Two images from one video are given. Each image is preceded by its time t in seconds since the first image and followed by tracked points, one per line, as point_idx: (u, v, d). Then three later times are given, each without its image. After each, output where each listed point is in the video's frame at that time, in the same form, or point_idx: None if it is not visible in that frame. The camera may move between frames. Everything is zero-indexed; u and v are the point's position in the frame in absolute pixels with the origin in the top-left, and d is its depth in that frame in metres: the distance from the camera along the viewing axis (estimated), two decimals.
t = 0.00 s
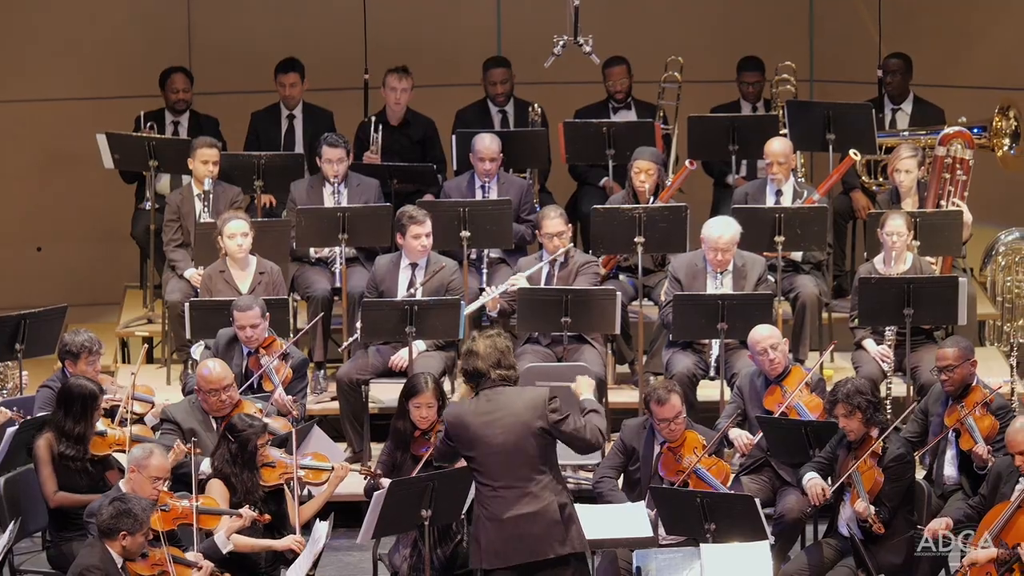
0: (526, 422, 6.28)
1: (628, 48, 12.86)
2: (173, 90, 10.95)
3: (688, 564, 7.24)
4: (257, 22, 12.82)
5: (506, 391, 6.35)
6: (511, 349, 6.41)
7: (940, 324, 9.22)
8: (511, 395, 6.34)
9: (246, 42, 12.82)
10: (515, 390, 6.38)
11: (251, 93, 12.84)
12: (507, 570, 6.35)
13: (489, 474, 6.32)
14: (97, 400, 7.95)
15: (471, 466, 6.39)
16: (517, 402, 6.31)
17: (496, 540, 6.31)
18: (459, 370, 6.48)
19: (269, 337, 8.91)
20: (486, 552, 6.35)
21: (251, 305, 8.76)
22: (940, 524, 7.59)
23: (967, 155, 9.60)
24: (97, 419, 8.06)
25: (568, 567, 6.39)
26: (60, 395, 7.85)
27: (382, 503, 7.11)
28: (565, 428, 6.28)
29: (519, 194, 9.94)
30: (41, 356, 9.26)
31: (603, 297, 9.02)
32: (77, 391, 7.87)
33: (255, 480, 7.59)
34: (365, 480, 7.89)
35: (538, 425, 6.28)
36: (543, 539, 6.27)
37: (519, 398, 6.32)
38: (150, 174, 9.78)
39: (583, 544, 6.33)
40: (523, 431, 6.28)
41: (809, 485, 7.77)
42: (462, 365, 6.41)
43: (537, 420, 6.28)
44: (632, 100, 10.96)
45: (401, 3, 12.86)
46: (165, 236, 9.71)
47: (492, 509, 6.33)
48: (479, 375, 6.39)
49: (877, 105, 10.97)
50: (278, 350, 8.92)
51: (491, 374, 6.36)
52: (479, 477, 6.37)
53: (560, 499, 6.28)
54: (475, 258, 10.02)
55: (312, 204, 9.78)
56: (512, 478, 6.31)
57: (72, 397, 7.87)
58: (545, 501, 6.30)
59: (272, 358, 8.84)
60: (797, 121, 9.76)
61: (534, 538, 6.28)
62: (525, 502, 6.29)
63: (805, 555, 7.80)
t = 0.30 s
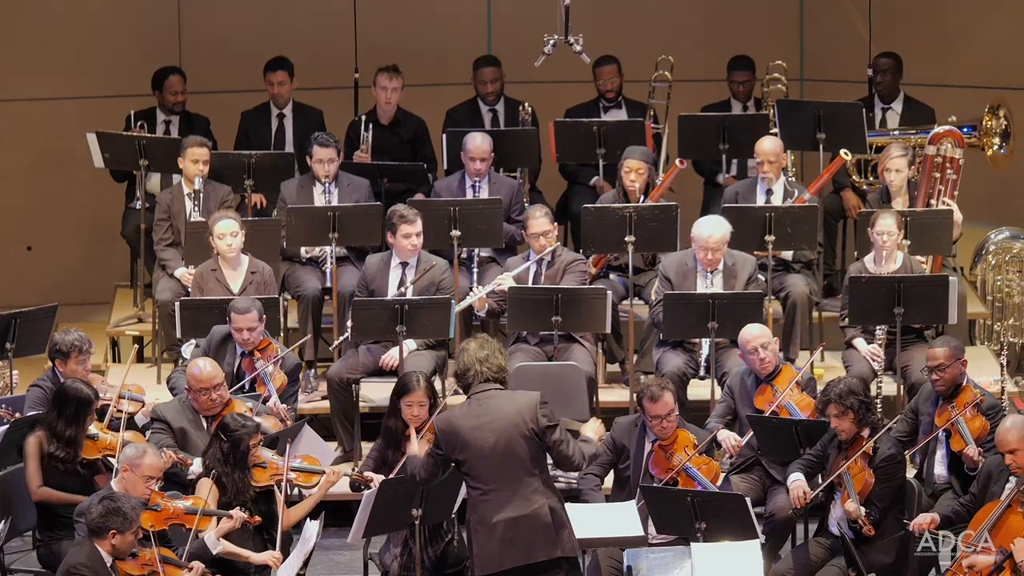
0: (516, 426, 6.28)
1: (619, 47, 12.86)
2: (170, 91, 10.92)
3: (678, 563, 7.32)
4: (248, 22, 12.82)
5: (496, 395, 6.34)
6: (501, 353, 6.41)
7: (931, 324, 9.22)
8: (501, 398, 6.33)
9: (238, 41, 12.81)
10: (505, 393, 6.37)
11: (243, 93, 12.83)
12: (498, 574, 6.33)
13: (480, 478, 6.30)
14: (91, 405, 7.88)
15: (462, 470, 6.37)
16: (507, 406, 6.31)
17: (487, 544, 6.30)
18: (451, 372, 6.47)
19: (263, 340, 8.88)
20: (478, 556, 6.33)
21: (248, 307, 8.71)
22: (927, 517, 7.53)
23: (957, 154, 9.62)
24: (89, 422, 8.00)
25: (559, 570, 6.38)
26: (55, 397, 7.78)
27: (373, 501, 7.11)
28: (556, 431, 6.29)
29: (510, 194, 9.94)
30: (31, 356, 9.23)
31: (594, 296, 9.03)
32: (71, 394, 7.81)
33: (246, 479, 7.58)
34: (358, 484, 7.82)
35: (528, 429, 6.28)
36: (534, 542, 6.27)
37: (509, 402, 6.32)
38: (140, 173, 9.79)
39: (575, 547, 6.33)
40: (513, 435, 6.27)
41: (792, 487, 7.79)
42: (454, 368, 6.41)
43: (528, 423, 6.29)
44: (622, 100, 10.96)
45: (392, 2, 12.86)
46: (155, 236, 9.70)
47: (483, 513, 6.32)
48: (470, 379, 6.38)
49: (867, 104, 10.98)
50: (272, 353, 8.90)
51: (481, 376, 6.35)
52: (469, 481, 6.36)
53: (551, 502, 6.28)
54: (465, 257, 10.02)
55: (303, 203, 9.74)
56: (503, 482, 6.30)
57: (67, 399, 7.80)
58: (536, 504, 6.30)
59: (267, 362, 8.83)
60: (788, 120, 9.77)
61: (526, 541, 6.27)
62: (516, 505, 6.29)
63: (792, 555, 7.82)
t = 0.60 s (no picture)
0: (507, 424, 6.30)
1: (611, 47, 12.86)
2: (160, 91, 10.93)
3: (668, 562, 7.33)
4: (239, 22, 12.80)
5: (488, 394, 6.38)
6: (497, 355, 6.47)
7: (921, 323, 9.23)
8: (493, 397, 6.37)
9: (230, 41, 12.81)
10: (499, 393, 6.41)
11: (235, 92, 12.82)
12: (485, 572, 6.33)
13: (470, 475, 6.32)
14: (83, 409, 7.88)
15: (453, 468, 6.40)
16: (499, 404, 6.34)
17: (476, 541, 6.30)
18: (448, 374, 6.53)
19: (254, 338, 8.86)
20: (467, 554, 6.34)
21: (238, 305, 8.70)
22: (922, 529, 7.71)
23: (947, 153, 9.62)
24: (81, 425, 7.99)
25: (548, 569, 6.38)
26: (47, 400, 7.79)
27: (363, 500, 7.11)
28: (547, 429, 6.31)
29: (500, 193, 9.94)
30: (19, 355, 9.20)
31: (584, 295, 9.03)
32: (64, 398, 7.81)
33: (235, 479, 7.60)
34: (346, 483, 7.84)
35: (519, 426, 6.30)
36: (522, 540, 6.26)
37: (501, 400, 6.35)
38: (130, 172, 9.78)
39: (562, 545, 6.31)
40: (504, 433, 6.29)
41: (775, 477, 7.79)
42: (451, 369, 6.48)
43: (518, 421, 6.31)
44: (612, 98, 10.96)
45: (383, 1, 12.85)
46: (145, 235, 9.72)
47: (472, 510, 6.33)
48: (465, 378, 6.43)
49: (857, 103, 10.98)
50: (263, 352, 8.88)
51: (476, 376, 6.41)
52: (459, 479, 6.37)
53: (539, 500, 6.28)
54: (455, 256, 10.01)
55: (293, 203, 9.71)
56: (493, 479, 6.31)
57: (59, 404, 7.80)
58: (524, 502, 6.30)
59: (257, 360, 8.83)
60: (778, 120, 9.77)
61: (514, 539, 6.27)
62: (505, 503, 6.29)
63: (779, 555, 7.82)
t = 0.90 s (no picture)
0: (500, 422, 6.28)
1: (601, 46, 12.86)
2: (150, 90, 10.94)
3: (659, 561, 7.30)
4: (230, 22, 12.80)
5: (483, 391, 6.36)
6: (493, 352, 6.47)
7: (911, 322, 9.23)
8: (488, 395, 6.35)
9: (222, 40, 12.80)
10: (494, 390, 6.40)
11: (226, 92, 12.82)
12: (473, 570, 6.34)
13: (461, 472, 6.32)
14: (71, 409, 7.89)
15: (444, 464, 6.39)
16: (493, 402, 6.32)
17: (465, 539, 6.31)
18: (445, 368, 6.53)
19: (243, 336, 8.87)
20: (456, 551, 6.34)
21: (226, 304, 8.72)
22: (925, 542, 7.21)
23: (937, 153, 9.63)
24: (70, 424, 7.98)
25: (537, 570, 6.37)
26: (36, 402, 7.78)
27: (352, 500, 7.11)
28: (540, 430, 6.31)
29: (490, 193, 9.94)
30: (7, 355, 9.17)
31: (574, 295, 9.03)
32: (52, 398, 7.80)
33: (223, 477, 7.58)
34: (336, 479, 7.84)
35: (512, 426, 6.28)
36: (511, 540, 6.26)
37: (496, 399, 6.33)
38: (120, 172, 9.79)
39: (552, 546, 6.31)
40: (497, 431, 6.28)
41: (760, 467, 7.82)
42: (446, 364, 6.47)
43: (512, 421, 6.29)
44: (602, 98, 10.97)
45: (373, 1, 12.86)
46: (134, 235, 9.71)
47: (463, 507, 6.33)
48: (460, 374, 6.41)
49: (846, 103, 10.98)
50: (252, 352, 8.89)
51: (472, 372, 6.40)
52: (450, 475, 6.37)
53: (530, 500, 6.27)
54: (445, 256, 10.00)
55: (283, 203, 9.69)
56: (484, 478, 6.31)
57: (47, 405, 7.79)
58: (514, 502, 6.30)
59: (246, 359, 8.85)
60: (767, 119, 9.77)
61: (503, 539, 6.27)
62: (495, 501, 6.29)
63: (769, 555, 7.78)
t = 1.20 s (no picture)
0: (496, 422, 6.27)
1: (591, 45, 12.86)
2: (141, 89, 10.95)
3: (648, 560, 7.20)
4: (220, 21, 12.79)
5: (482, 390, 6.35)
6: (494, 351, 6.48)
7: (900, 321, 9.23)
8: (486, 394, 6.34)
9: (215, 39, 12.79)
10: (492, 389, 6.39)
11: (217, 91, 12.80)
12: (464, 567, 6.35)
13: (455, 470, 6.31)
14: (59, 409, 7.86)
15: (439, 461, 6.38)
16: (490, 402, 6.31)
17: (457, 537, 6.32)
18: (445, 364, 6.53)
19: (229, 332, 8.88)
20: (448, 548, 6.35)
21: (207, 300, 8.74)
22: (919, 539, 7.24)
23: (926, 152, 9.63)
24: (58, 424, 7.97)
25: (528, 570, 6.38)
26: (24, 403, 7.75)
27: (341, 499, 7.10)
28: (537, 431, 6.30)
29: (479, 192, 9.94)
30: None
31: (563, 294, 9.03)
32: (40, 399, 7.78)
33: (211, 477, 7.58)
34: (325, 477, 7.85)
35: (508, 426, 6.27)
36: (503, 540, 6.27)
37: (493, 398, 6.32)
38: (109, 171, 9.79)
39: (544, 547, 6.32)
40: (492, 431, 6.27)
41: (757, 469, 7.80)
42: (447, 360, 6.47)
43: (509, 422, 6.28)
44: (591, 97, 10.97)
45: None
46: (124, 234, 9.71)
47: (456, 505, 6.34)
48: (460, 371, 6.42)
49: (835, 103, 10.98)
50: (238, 345, 8.89)
51: (472, 371, 6.40)
52: (445, 472, 6.37)
53: (523, 500, 6.27)
54: (434, 255, 9.99)
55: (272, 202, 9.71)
56: (479, 477, 6.31)
57: (36, 405, 7.77)
58: (508, 502, 6.30)
59: (233, 353, 8.85)
60: (756, 118, 9.78)
61: (496, 538, 6.28)
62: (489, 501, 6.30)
63: (759, 554, 7.75)
